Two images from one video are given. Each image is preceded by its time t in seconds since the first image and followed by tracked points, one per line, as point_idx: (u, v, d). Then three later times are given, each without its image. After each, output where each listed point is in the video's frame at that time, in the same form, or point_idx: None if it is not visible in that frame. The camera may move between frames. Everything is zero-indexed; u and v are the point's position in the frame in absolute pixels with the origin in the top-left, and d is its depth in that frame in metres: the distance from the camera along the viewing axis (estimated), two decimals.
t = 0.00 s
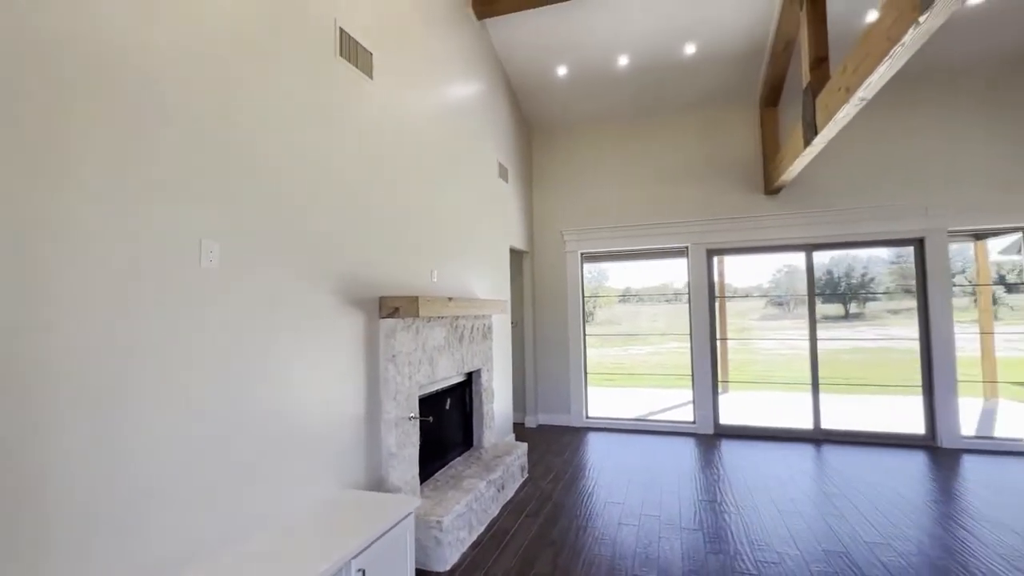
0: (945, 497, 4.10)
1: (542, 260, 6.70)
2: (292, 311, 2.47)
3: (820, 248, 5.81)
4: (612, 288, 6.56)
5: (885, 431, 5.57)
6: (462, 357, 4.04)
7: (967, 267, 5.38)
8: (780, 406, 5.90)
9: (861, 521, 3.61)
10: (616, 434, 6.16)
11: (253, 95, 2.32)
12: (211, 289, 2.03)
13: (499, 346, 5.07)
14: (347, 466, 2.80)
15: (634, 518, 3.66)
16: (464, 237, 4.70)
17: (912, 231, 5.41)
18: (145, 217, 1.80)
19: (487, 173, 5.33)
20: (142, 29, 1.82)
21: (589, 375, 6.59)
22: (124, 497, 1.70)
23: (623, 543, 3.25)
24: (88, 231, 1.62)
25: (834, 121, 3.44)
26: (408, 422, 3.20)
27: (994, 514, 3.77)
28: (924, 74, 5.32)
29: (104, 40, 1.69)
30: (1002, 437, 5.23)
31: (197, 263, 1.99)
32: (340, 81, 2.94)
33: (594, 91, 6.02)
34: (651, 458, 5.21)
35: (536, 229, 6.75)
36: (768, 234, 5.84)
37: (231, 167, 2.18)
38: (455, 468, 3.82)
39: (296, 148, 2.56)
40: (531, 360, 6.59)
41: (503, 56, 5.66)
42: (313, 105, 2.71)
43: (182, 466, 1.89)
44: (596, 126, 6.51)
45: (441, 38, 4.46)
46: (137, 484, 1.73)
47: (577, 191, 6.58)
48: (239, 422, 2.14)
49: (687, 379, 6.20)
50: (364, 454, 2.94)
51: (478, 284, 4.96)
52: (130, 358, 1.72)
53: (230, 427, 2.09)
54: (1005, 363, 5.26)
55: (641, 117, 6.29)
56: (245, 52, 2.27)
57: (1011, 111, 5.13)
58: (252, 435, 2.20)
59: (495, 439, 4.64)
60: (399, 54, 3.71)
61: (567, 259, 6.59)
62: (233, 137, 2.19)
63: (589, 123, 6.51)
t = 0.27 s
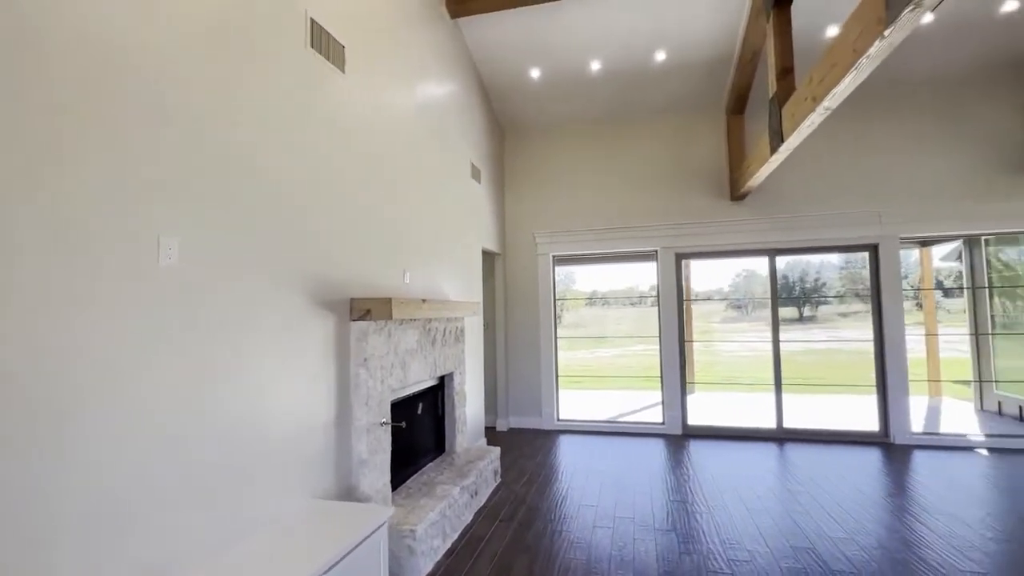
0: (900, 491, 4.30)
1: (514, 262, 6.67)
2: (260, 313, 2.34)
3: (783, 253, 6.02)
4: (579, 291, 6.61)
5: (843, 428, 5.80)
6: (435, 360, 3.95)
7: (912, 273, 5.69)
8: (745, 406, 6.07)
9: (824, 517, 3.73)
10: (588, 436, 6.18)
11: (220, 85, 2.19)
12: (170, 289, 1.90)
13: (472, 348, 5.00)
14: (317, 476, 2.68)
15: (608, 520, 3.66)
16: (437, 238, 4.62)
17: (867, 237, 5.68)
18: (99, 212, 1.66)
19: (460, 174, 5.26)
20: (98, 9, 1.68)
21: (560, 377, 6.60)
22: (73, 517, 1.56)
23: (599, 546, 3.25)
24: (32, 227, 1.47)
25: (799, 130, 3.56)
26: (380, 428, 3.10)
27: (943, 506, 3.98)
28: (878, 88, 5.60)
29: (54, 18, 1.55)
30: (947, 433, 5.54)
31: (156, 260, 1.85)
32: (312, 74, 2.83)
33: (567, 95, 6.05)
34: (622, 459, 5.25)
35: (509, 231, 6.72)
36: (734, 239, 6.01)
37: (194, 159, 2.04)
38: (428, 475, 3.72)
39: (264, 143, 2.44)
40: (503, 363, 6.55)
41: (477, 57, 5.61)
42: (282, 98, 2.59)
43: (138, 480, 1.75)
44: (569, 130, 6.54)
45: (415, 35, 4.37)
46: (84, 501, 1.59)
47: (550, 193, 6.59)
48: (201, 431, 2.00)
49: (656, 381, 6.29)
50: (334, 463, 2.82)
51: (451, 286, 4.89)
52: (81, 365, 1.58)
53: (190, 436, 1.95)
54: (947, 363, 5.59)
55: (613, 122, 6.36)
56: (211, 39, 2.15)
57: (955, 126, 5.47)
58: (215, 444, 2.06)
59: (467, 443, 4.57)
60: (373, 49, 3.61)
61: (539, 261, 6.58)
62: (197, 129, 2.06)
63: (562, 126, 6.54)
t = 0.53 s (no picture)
0: (861, 488, 4.44)
1: (486, 263, 6.58)
2: (220, 313, 2.17)
3: (750, 257, 6.16)
4: (547, 293, 6.59)
5: (806, 428, 5.96)
6: (405, 364, 3.82)
7: (867, 277, 5.92)
8: (713, 407, 6.16)
9: (793, 515, 3.80)
10: (559, 439, 6.15)
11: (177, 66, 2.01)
12: (117, 288, 1.71)
13: (443, 351, 4.88)
14: (281, 487, 2.52)
15: (582, 524, 3.62)
16: (408, 237, 4.49)
17: (828, 242, 5.88)
18: (36, 199, 1.48)
19: (432, 173, 5.14)
20: None
21: (532, 380, 6.54)
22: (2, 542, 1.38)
23: (574, 551, 3.20)
24: None
25: (770, 136, 3.62)
26: (348, 435, 2.95)
27: (901, 501, 4.13)
28: (840, 99, 5.81)
29: None
30: (901, 430, 5.78)
31: (98, 256, 1.67)
32: (278, 61, 2.66)
33: (541, 95, 6.02)
34: (594, 462, 5.24)
35: (480, 232, 6.63)
36: (703, 243, 6.11)
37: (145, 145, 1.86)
38: (397, 482, 3.58)
39: (227, 131, 2.27)
40: (474, 366, 6.44)
41: (450, 53, 5.50)
42: (246, 84, 2.42)
43: (80, 498, 1.58)
44: (542, 131, 6.51)
45: (387, 27, 4.24)
46: (6, 528, 1.38)
47: (523, 194, 6.54)
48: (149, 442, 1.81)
49: (627, 383, 6.32)
50: (299, 473, 2.66)
51: (422, 287, 4.76)
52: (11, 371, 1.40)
53: (138, 448, 1.77)
54: (899, 363, 5.83)
55: (586, 124, 6.37)
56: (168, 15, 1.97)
57: (909, 137, 5.73)
58: (166, 457, 1.88)
59: (437, 449, 4.44)
60: (343, 38, 3.46)
61: (511, 263, 6.52)
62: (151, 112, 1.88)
63: (535, 127, 6.51)
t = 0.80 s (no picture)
0: (825, 488, 4.54)
1: (459, 265, 6.47)
2: (173, 315, 2.00)
3: (720, 262, 6.26)
4: (517, 296, 6.53)
5: (772, 429, 6.09)
6: (375, 368, 3.67)
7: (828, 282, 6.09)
8: (684, 409, 6.23)
9: (763, 517, 3.84)
10: (532, 443, 6.08)
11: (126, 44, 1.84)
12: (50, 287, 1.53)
13: (414, 354, 4.74)
14: (240, 501, 2.35)
15: (557, 531, 3.56)
16: (379, 236, 4.33)
17: (794, 248, 6.03)
18: None
19: (404, 171, 5.00)
20: None
21: (504, 384, 6.45)
22: None
23: (549, 559, 3.13)
24: None
25: (743, 141, 3.65)
26: (313, 444, 2.80)
27: (864, 500, 4.24)
28: (806, 109, 5.98)
29: None
30: (861, 430, 5.97)
31: (29, 250, 1.49)
32: (242, 46, 2.50)
33: (516, 96, 5.96)
34: (567, 466, 5.19)
35: (453, 233, 6.51)
36: (675, 247, 6.17)
37: (86, 130, 1.68)
38: (366, 492, 3.43)
39: (183, 118, 2.10)
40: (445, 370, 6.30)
41: (423, 49, 5.37)
42: (206, 68, 2.25)
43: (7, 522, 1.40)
44: (517, 132, 6.45)
45: (359, 18, 4.09)
46: None
47: (497, 195, 6.46)
48: (87, 457, 1.62)
49: (599, 386, 6.31)
50: (259, 486, 2.50)
51: (393, 288, 4.60)
52: None
53: (78, 464, 1.60)
54: (858, 366, 6.03)
55: (561, 126, 6.35)
56: None
57: (870, 147, 5.94)
58: (109, 472, 1.70)
59: (408, 456, 4.29)
60: (312, 27, 3.30)
61: (484, 265, 6.42)
62: (93, 93, 1.71)
63: (510, 128, 6.44)
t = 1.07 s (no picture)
0: (790, 487, 4.66)
1: (432, 265, 6.36)
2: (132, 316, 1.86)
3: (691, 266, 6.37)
4: (489, 298, 6.48)
5: (739, 430, 6.22)
6: (345, 371, 3.54)
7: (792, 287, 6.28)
8: (655, 411, 6.30)
9: (734, 517, 3.91)
10: (504, 447, 6.03)
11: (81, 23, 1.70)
12: None
13: (385, 357, 4.61)
14: (202, 514, 2.21)
15: (531, 536, 3.52)
16: (350, 235, 4.21)
17: (761, 253, 6.20)
18: None
19: (377, 169, 4.87)
20: None
21: (477, 387, 6.38)
22: None
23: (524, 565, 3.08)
24: None
25: (717, 147, 3.71)
26: (279, 453, 2.67)
27: (827, 499, 4.38)
28: (773, 118, 6.16)
29: None
30: (823, 430, 6.17)
31: None
32: (208, 30, 2.36)
33: (491, 96, 5.91)
34: (540, 469, 5.16)
35: (426, 233, 6.40)
36: (647, 250, 6.24)
37: (35, 113, 1.54)
38: (334, 501, 3.30)
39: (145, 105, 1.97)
40: (417, 373, 6.19)
41: (397, 45, 5.26)
42: (171, 54, 2.12)
43: None
44: (491, 132, 6.40)
45: (331, 9, 3.95)
46: None
47: (471, 196, 6.39)
48: (30, 471, 1.47)
49: (572, 389, 6.31)
50: (222, 497, 2.36)
51: (364, 289, 4.47)
52: None
53: (23, 477, 1.45)
54: (819, 368, 6.23)
55: (536, 127, 6.33)
56: None
57: (833, 157, 6.17)
58: (59, 486, 1.56)
59: (378, 462, 4.17)
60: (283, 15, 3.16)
61: (457, 267, 6.34)
62: (45, 75, 1.57)
63: (484, 128, 6.38)
